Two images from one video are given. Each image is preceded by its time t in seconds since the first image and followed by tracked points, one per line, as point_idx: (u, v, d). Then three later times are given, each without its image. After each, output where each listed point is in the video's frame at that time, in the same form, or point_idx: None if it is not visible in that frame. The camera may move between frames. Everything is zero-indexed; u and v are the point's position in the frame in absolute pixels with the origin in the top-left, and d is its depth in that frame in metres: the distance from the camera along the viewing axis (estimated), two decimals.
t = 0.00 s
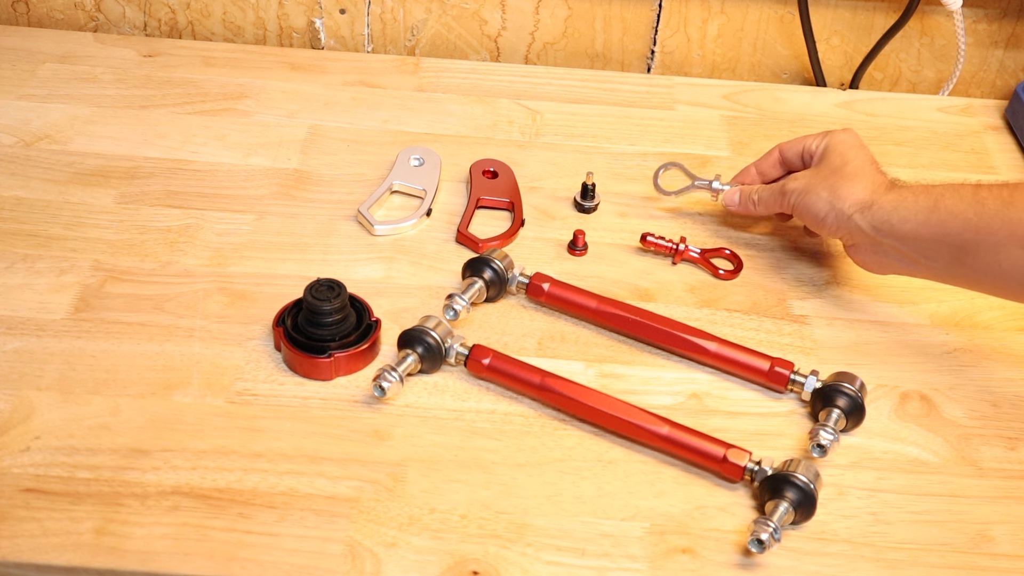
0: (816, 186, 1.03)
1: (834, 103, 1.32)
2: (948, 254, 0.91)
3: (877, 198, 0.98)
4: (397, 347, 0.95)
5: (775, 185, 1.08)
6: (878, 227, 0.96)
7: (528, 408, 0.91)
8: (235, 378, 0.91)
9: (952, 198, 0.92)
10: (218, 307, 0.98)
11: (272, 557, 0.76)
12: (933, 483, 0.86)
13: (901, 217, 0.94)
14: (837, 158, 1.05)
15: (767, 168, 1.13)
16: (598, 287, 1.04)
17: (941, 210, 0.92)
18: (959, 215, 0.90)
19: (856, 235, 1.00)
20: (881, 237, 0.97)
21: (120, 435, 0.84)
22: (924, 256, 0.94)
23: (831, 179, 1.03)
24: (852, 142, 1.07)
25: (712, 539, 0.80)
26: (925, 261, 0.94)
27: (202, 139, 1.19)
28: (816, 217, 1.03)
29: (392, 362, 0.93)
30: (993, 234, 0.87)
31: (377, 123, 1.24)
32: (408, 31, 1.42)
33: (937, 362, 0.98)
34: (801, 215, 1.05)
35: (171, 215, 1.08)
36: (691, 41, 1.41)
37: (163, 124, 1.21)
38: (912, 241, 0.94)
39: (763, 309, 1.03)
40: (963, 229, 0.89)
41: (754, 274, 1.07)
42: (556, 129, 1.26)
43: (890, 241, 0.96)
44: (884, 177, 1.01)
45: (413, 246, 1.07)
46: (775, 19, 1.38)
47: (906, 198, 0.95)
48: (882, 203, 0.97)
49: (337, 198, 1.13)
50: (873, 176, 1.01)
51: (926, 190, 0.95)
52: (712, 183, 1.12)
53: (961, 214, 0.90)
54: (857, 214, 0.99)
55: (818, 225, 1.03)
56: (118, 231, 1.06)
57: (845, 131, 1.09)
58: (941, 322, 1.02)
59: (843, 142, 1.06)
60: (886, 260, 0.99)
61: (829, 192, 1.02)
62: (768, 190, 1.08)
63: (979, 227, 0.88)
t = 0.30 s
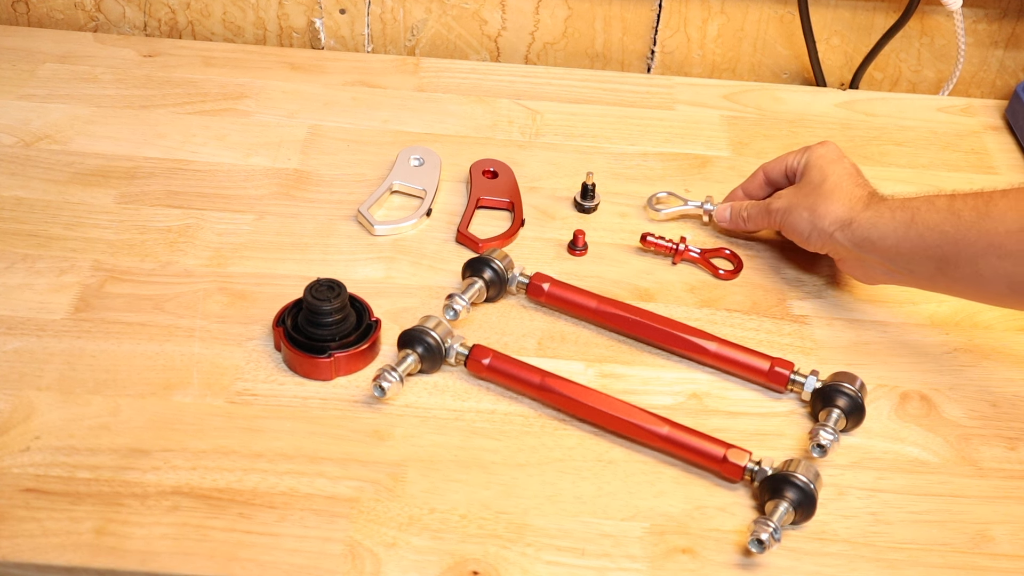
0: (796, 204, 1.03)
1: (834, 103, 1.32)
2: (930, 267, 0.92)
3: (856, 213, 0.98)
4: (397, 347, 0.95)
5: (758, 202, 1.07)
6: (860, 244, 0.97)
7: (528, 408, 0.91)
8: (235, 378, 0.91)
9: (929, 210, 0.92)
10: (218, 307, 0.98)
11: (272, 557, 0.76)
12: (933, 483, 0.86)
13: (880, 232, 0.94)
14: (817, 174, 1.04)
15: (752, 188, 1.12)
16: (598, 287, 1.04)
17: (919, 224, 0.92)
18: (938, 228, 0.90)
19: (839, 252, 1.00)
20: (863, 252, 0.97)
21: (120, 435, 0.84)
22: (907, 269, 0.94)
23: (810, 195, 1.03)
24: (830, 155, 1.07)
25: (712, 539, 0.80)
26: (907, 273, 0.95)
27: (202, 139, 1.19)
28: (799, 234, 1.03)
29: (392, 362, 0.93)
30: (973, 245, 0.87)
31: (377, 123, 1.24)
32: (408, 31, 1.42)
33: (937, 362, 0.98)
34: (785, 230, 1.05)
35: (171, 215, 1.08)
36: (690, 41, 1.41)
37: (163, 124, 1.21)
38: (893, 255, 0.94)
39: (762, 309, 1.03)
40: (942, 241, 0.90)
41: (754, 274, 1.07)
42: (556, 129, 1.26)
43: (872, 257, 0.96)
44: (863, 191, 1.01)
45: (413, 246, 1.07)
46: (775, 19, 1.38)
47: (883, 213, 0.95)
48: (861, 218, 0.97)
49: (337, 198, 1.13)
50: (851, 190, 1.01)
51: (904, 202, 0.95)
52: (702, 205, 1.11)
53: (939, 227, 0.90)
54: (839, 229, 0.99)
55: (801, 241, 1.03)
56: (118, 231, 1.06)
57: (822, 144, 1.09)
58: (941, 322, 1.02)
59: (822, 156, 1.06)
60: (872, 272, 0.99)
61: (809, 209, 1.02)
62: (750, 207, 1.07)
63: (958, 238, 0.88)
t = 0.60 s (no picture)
0: (796, 215, 1.03)
1: (834, 103, 1.32)
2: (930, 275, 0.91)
3: (855, 222, 0.98)
4: (397, 346, 0.95)
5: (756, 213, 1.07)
6: (860, 252, 0.97)
7: (528, 408, 0.91)
8: (235, 378, 0.91)
9: (926, 217, 0.91)
10: (218, 307, 0.98)
11: (272, 557, 0.76)
12: (933, 483, 0.86)
13: (879, 241, 0.94)
14: (814, 183, 1.04)
15: (751, 195, 1.12)
16: (598, 287, 1.04)
17: (917, 230, 0.92)
18: (935, 235, 0.90)
19: (841, 262, 1.00)
20: (864, 261, 0.97)
21: (120, 435, 0.85)
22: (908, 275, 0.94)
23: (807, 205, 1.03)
24: (830, 162, 1.07)
25: (712, 539, 0.80)
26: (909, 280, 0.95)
27: (202, 139, 1.19)
28: (800, 244, 1.03)
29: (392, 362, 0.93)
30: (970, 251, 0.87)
31: (377, 123, 1.24)
32: (408, 31, 1.42)
33: (937, 362, 0.98)
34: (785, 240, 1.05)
35: (171, 215, 1.08)
36: (690, 41, 1.41)
37: (163, 124, 1.21)
38: (893, 262, 0.94)
39: (763, 309, 1.03)
40: (939, 248, 0.89)
41: (754, 274, 1.07)
42: (556, 129, 1.26)
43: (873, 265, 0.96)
44: (862, 198, 1.01)
45: (413, 246, 1.07)
46: (775, 19, 1.38)
47: (881, 222, 0.95)
48: (861, 227, 0.97)
49: (337, 198, 1.13)
50: (850, 198, 1.01)
51: (901, 209, 0.95)
52: (701, 211, 1.11)
53: (936, 234, 0.90)
54: (840, 239, 0.99)
55: (802, 250, 1.03)
56: (118, 231, 1.06)
57: (819, 153, 1.09)
58: (940, 323, 1.02)
59: (819, 165, 1.06)
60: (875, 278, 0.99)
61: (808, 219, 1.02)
62: (749, 219, 1.07)
63: (954, 244, 0.88)
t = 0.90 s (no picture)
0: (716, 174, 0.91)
1: (834, 103, 1.32)
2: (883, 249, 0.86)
3: (782, 186, 0.89)
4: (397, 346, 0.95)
5: (661, 166, 0.94)
6: (804, 221, 0.88)
7: (528, 408, 0.91)
8: (235, 378, 0.91)
9: (885, 187, 0.85)
10: (218, 307, 0.98)
11: (272, 557, 0.76)
12: (933, 483, 0.86)
13: (832, 209, 0.87)
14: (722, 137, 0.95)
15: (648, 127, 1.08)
16: (598, 287, 1.04)
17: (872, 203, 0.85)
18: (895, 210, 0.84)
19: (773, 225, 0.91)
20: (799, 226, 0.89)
21: (120, 435, 0.84)
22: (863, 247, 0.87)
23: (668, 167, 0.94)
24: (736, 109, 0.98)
25: (712, 539, 0.80)
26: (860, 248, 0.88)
27: (202, 139, 1.19)
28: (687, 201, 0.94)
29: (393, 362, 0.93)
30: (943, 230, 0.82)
31: (377, 123, 1.24)
32: (408, 31, 1.42)
33: (936, 362, 0.98)
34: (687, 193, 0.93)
35: (171, 215, 1.08)
36: (690, 41, 1.41)
37: (163, 124, 1.21)
38: (848, 233, 0.87)
39: (763, 309, 1.03)
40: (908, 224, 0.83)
41: (755, 274, 1.07)
42: (556, 129, 1.26)
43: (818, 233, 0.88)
44: (783, 154, 0.92)
45: (413, 246, 1.07)
46: (775, 18, 1.38)
47: (838, 187, 0.87)
48: (811, 193, 0.88)
49: (337, 198, 1.13)
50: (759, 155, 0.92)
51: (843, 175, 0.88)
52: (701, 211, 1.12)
53: (898, 208, 0.84)
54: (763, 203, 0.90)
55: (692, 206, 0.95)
56: (118, 231, 1.06)
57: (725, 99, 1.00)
58: (940, 322, 1.02)
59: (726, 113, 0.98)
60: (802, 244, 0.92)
61: (686, 180, 0.92)
62: (653, 172, 0.94)
63: (926, 221, 0.82)
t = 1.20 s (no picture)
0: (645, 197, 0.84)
1: (835, 103, 1.31)
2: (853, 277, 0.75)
3: (718, 223, 0.77)
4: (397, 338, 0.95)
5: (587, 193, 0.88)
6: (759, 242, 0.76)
7: (528, 408, 0.91)
8: (235, 378, 0.91)
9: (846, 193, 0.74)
10: (218, 307, 0.98)
11: (272, 557, 0.76)
12: (933, 483, 0.86)
13: (791, 250, 0.74)
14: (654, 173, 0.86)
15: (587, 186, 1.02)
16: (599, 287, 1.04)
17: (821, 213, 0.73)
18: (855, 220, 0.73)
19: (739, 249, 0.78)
20: (747, 307, 0.79)
21: (120, 435, 0.84)
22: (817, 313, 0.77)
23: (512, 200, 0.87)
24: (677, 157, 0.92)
25: (712, 539, 0.80)
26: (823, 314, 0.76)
27: (202, 139, 1.19)
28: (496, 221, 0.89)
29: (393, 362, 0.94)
30: (906, 260, 0.71)
31: (377, 123, 1.24)
32: (408, 31, 1.42)
33: (936, 362, 0.98)
34: (603, 243, 0.82)
35: (171, 215, 1.08)
36: (690, 41, 1.41)
37: (163, 124, 1.21)
38: (804, 292, 0.75)
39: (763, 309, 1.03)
40: (865, 262, 0.72)
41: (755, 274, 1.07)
42: (556, 129, 1.26)
43: (772, 306, 0.77)
44: (680, 181, 0.82)
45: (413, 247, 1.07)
46: (775, 18, 1.38)
47: (793, 202, 0.75)
48: (771, 227, 0.75)
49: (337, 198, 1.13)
50: (650, 187, 0.82)
51: (745, 191, 0.77)
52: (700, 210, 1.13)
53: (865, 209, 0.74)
54: (715, 256, 0.77)
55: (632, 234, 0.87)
56: (118, 231, 1.06)
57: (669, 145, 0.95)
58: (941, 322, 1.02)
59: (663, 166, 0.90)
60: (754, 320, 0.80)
61: (595, 214, 0.83)
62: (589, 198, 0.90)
63: (889, 252, 0.71)
